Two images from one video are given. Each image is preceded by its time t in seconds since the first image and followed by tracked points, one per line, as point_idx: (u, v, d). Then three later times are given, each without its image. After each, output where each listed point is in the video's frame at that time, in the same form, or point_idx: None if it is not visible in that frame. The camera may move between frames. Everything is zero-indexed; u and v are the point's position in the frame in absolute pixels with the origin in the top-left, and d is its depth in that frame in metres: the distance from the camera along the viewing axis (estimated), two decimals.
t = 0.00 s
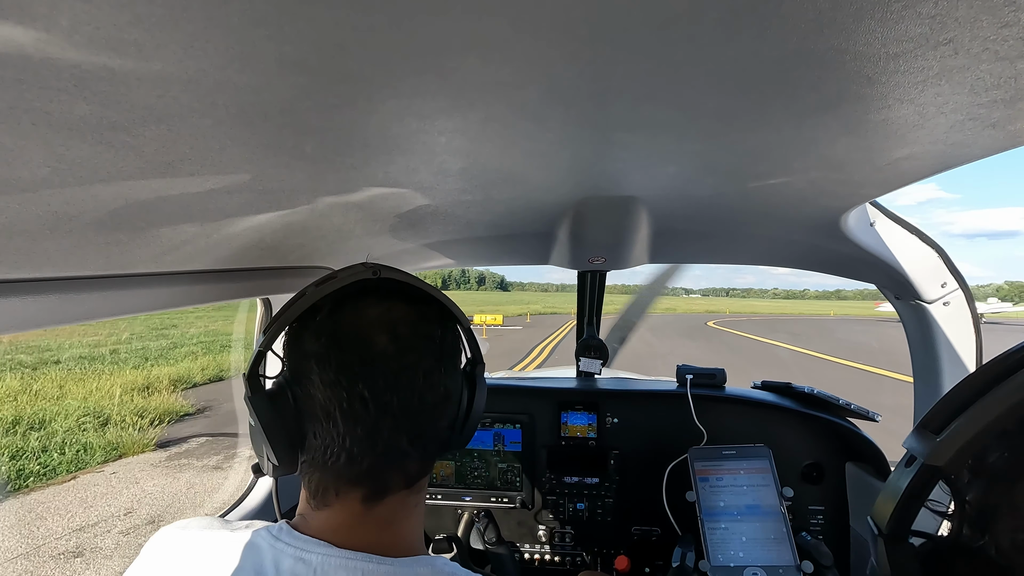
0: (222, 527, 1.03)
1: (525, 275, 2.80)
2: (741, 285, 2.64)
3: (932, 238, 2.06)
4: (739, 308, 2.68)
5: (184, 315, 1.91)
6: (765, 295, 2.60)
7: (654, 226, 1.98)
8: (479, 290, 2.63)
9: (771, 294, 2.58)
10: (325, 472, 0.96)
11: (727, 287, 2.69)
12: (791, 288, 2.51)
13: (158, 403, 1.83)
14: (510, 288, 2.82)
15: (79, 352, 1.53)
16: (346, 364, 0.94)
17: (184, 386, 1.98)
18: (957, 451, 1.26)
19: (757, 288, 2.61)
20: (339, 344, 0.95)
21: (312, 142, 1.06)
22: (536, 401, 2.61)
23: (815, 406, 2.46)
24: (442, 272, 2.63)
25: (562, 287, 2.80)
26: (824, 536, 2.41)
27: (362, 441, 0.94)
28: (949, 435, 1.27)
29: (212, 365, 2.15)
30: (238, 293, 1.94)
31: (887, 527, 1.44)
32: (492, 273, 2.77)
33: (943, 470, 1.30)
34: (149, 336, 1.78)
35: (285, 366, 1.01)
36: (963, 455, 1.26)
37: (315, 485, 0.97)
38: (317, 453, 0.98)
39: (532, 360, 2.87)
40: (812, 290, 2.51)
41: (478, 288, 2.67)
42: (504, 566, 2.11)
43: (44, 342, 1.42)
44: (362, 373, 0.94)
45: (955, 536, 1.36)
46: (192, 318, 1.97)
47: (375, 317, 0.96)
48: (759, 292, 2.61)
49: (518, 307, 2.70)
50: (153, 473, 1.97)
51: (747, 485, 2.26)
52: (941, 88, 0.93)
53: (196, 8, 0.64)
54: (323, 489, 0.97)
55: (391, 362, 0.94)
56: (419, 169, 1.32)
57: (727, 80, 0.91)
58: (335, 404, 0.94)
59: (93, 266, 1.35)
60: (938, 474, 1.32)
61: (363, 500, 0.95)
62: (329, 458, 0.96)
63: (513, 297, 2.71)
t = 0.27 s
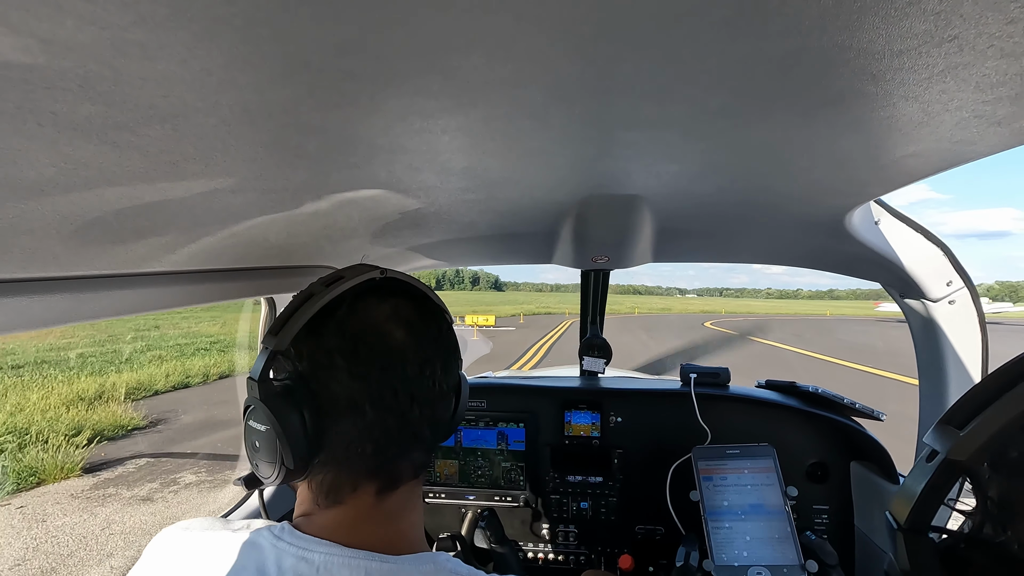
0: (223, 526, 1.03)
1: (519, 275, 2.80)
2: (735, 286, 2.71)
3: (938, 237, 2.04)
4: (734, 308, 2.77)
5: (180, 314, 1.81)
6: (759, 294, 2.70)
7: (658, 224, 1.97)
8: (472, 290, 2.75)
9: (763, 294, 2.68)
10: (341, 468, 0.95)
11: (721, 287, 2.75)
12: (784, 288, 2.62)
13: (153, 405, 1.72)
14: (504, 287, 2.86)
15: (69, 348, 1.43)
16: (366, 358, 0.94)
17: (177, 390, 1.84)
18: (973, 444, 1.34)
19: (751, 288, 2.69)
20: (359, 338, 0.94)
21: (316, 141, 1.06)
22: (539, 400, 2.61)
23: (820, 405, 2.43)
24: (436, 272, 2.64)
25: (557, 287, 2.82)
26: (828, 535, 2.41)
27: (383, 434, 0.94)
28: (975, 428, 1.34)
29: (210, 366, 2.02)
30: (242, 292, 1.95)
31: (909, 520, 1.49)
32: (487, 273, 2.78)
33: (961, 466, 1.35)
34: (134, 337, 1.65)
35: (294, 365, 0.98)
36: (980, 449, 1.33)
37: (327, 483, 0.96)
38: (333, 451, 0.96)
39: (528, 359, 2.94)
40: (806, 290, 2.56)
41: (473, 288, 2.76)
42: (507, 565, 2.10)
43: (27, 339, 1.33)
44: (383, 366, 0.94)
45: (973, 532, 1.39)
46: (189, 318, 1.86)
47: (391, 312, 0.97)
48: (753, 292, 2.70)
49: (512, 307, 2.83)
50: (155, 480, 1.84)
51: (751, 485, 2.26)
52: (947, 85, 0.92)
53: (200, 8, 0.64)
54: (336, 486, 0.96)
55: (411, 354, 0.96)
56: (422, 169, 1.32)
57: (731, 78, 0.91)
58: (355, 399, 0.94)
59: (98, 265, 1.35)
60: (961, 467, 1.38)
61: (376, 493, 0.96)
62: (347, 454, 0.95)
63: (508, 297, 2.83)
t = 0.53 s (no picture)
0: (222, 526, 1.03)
1: (516, 274, 2.81)
2: (729, 286, 2.76)
3: (940, 236, 2.04)
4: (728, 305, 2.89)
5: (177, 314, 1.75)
6: (754, 294, 2.74)
7: (660, 224, 1.97)
8: (467, 291, 2.77)
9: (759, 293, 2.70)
10: (339, 467, 0.95)
11: (716, 287, 2.77)
12: (779, 288, 2.61)
13: (140, 412, 1.63)
14: (500, 285, 2.90)
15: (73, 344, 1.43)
16: (367, 354, 0.95)
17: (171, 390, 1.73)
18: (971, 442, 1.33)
19: (745, 288, 2.74)
20: (357, 337, 0.96)
21: (318, 141, 1.06)
22: (541, 399, 2.61)
23: (822, 405, 2.44)
24: (431, 272, 2.64)
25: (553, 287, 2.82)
26: (830, 535, 2.41)
27: (382, 431, 0.95)
28: (968, 430, 1.33)
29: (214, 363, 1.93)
30: (245, 292, 1.95)
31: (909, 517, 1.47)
32: (483, 273, 2.79)
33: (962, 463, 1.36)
34: (117, 338, 1.55)
35: (290, 366, 0.98)
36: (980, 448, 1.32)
37: (324, 482, 0.96)
38: (332, 449, 0.95)
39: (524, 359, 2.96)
40: (800, 289, 2.55)
41: (467, 287, 2.78)
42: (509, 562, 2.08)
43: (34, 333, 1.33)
44: (383, 362, 0.95)
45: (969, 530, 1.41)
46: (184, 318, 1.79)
47: (390, 310, 0.99)
48: (748, 292, 2.75)
49: (506, 307, 2.89)
50: (144, 492, 1.80)
51: (753, 484, 2.26)
52: (948, 84, 0.92)
53: (202, 9, 0.64)
54: (334, 486, 0.96)
55: (407, 352, 0.97)
56: (424, 169, 1.32)
57: (732, 78, 0.91)
58: (354, 397, 0.94)
59: (101, 265, 1.36)
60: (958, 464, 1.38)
61: (375, 491, 0.96)
62: (345, 452, 0.95)
63: (503, 297, 2.89)
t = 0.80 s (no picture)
0: (213, 532, 1.03)
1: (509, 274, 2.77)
2: (723, 286, 2.70)
3: (939, 237, 2.04)
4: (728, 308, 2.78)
5: (175, 316, 1.73)
6: (748, 294, 2.69)
7: (659, 224, 1.97)
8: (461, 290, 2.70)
9: (754, 293, 2.67)
10: (321, 472, 0.95)
11: (710, 287, 2.72)
12: (773, 287, 2.63)
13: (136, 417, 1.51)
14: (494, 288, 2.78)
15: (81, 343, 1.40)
16: (339, 357, 0.94)
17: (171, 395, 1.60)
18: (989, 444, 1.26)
19: (740, 288, 2.69)
20: (328, 338, 0.94)
21: (317, 142, 1.06)
22: (540, 400, 2.61)
23: (822, 405, 2.43)
24: (424, 274, 2.69)
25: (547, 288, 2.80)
26: (830, 535, 2.41)
27: (361, 433, 0.94)
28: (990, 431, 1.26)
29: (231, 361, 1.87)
30: (243, 293, 1.94)
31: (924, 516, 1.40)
32: (477, 273, 2.74)
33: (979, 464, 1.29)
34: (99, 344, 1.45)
35: (261, 373, 0.97)
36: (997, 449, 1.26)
37: (307, 490, 0.96)
38: (311, 455, 0.95)
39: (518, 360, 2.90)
40: (794, 289, 2.55)
41: (462, 288, 2.71)
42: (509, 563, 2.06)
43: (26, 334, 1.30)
44: (355, 364, 0.94)
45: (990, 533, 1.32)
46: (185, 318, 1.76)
47: (360, 310, 0.97)
48: (742, 291, 2.69)
49: (501, 307, 2.73)
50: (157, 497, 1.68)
51: (752, 485, 2.26)
52: (947, 85, 0.92)
53: (202, 9, 0.64)
54: (317, 491, 0.96)
55: (382, 350, 0.96)
56: (422, 169, 1.32)
57: (731, 79, 0.91)
58: (329, 400, 0.93)
59: (99, 266, 1.35)
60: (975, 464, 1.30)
61: (360, 494, 0.96)
62: (325, 457, 0.95)
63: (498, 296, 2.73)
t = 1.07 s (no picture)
0: (206, 533, 1.03)
1: (507, 274, 2.83)
2: (719, 286, 2.71)
3: (938, 236, 2.04)
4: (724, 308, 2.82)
5: (176, 314, 1.73)
6: (744, 295, 2.67)
7: (658, 223, 1.97)
8: (456, 291, 2.68)
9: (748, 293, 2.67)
10: (306, 476, 0.95)
11: (706, 287, 2.76)
12: (769, 288, 2.59)
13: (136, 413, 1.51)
14: (491, 287, 2.84)
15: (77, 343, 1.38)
16: (320, 358, 0.94)
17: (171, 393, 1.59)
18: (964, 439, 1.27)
19: (735, 288, 2.69)
20: (309, 340, 0.94)
21: (316, 141, 1.06)
22: (539, 399, 2.61)
23: (821, 404, 2.44)
24: (421, 274, 2.70)
25: (543, 287, 2.82)
26: (829, 533, 2.41)
27: (345, 435, 0.94)
28: (964, 426, 1.27)
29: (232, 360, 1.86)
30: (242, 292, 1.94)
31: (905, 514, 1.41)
32: (473, 273, 2.81)
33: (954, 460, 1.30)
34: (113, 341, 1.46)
35: (244, 377, 0.98)
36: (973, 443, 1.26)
37: (293, 493, 0.96)
38: (295, 458, 0.95)
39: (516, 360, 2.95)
40: (789, 289, 2.55)
41: (458, 288, 2.72)
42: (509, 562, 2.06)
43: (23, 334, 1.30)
44: (337, 364, 0.94)
45: (966, 528, 1.34)
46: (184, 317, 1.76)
47: (341, 310, 0.97)
48: (738, 292, 2.68)
49: (496, 307, 2.73)
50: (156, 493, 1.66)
51: (750, 483, 2.26)
52: (946, 83, 0.92)
53: (200, 8, 0.64)
54: (303, 494, 0.96)
55: (364, 351, 0.96)
56: (421, 168, 1.32)
57: (730, 78, 0.91)
58: (312, 402, 0.94)
59: (97, 265, 1.35)
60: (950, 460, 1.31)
61: (348, 496, 0.96)
62: (309, 460, 0.95)
63: (492, 297, 2.74)
